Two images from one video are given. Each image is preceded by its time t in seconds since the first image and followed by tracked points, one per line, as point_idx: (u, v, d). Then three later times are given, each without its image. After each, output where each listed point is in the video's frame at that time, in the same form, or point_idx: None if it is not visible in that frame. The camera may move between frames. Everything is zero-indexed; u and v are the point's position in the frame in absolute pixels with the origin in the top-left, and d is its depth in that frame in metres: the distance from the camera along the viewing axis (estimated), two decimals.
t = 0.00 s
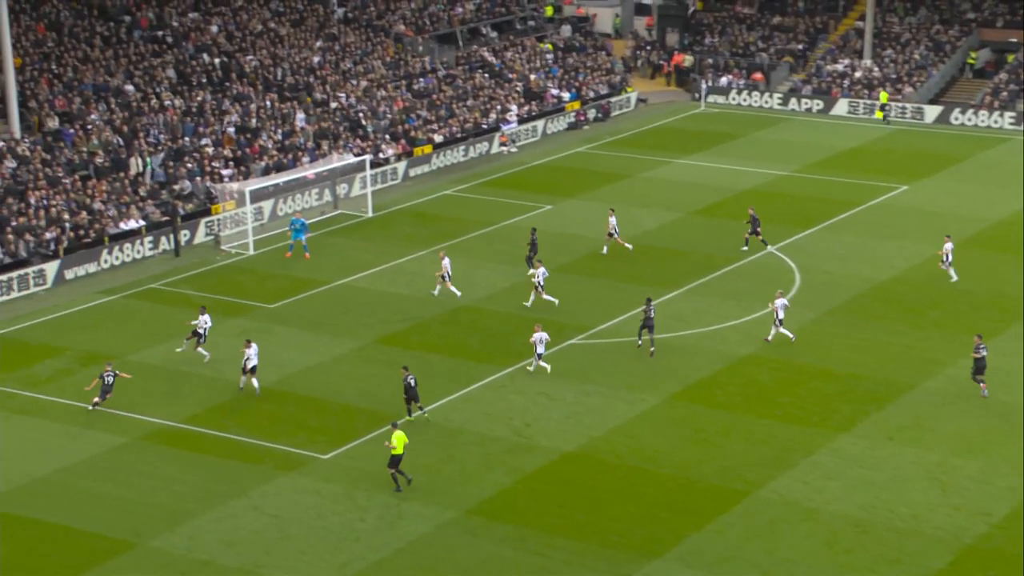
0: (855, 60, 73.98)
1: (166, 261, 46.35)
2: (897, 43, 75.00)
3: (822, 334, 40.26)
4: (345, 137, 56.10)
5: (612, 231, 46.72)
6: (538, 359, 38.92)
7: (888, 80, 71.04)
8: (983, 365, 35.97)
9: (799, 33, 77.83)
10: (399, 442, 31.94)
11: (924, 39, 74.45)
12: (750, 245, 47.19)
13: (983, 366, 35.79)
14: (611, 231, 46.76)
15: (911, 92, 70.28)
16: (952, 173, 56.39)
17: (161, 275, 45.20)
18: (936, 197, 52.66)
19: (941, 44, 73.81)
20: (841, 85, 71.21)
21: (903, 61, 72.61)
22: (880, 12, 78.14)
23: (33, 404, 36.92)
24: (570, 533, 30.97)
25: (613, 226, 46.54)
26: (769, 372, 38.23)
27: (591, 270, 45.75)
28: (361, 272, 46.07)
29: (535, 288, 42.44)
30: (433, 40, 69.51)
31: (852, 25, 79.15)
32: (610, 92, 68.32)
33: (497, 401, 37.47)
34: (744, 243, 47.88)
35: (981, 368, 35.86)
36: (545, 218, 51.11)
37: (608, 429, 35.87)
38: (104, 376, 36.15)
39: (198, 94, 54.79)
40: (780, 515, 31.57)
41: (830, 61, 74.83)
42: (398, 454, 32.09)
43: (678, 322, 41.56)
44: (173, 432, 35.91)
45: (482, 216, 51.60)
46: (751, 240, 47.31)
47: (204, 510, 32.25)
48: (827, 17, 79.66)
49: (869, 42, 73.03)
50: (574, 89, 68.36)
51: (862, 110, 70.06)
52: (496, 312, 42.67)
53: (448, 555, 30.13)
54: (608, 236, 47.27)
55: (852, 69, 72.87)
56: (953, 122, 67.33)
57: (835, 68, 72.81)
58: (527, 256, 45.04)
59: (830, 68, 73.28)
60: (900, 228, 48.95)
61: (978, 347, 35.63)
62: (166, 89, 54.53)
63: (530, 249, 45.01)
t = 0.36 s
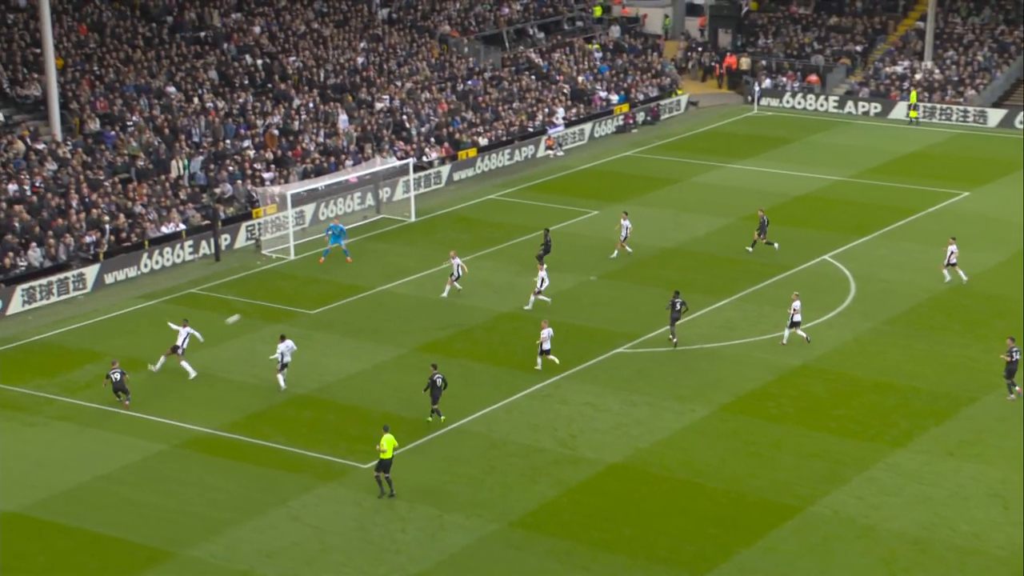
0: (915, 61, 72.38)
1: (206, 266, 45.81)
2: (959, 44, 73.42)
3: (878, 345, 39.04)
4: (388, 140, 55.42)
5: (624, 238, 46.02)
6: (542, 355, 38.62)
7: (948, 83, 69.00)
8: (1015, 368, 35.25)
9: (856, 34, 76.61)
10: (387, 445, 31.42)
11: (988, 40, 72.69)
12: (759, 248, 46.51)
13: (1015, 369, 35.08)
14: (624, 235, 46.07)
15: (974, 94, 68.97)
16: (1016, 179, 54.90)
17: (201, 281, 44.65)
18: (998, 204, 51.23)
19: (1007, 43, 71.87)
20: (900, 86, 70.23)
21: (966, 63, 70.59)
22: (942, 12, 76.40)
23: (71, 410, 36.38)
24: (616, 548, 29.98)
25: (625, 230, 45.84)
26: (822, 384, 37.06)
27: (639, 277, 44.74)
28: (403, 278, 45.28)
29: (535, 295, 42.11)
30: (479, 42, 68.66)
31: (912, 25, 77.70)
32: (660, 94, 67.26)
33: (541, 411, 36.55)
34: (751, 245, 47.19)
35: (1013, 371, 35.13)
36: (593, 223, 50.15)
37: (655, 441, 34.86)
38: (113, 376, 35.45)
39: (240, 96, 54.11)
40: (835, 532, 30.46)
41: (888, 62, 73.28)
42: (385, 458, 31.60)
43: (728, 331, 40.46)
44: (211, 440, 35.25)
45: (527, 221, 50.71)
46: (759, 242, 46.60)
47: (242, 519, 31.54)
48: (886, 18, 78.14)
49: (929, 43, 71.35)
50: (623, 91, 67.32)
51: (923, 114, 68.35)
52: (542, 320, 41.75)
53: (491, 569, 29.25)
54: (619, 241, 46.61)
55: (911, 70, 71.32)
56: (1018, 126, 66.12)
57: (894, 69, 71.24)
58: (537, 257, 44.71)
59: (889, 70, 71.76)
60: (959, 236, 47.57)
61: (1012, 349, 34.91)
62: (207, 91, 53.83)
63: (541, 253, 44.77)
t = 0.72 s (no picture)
0: (951, 64, 71.22)
1: (226, 270, 45.43)
2: (998, 46, 72.16)
3: (912, 353, 38.16)
4: (410, 143, 54.85)
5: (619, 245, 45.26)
6: (531, 350, 38.43)
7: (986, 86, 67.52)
8: None
9: (891, 35, 75.65)
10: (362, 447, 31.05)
11: None
12: (747, 249, 46.29)
13: None
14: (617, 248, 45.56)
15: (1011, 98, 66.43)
16: None
17: (220, 285, 44.16)
18: None
19: None
20: (934, 89, 68.60)
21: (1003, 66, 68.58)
22: (979, 13, 75.22)
23: (88, 417, 35.86)
24: (641, 560, 29.24)
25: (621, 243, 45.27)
26: (855, 393, 36.20)
27: (667, 283, 43.97)
28: (426, 283, 44.61)
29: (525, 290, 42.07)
30: (503, 44, 67.84)
31: (948, 27, 76.69)
32: (688, 97, 66.53)
33: (566, 419, 35.83)
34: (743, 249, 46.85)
35: None
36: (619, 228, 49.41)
37: (682, 451, 34.08)
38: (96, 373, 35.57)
39: (262, 98, 53.45)
40: (866, 545, 29.66)
41: (923, 65, 72.16)
42: (361, 461, 31.22)
43: (758, 339, 39.64)
44: (230, 447, 34.66)
45: (553, 226, 50.00)
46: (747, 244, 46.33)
47: (260, 528, 30.95)
48: (921, 19, 77.32)
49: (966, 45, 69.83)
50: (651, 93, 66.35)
51: (959, 116, 66.98)
52: (567, 326, 41.01)
53: None
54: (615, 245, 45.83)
55: (948, 73, 70.19)
56: None
57: (930, 72, 70.13)
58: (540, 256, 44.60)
59: (924, 73, 70.74)
60: (996, 242, 46.58)
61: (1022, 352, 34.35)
62: (229, 93, 53.14)
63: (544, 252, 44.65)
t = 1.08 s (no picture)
0: (959, 63, 70.25)
1: (215, 275, 44.57)
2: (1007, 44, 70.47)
3: (919, 360, 37.29)
4: (405, 145, 53.76)
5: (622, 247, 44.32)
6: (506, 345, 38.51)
7: (995, 85, 66.94)
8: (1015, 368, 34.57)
9: (897, 34, 73.96)
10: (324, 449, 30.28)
11: None
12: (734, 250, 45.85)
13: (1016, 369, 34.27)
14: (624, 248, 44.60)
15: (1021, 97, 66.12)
16: None
17: (210, 290, 43.25)
18: None
19: None
20: (942, 89, 68.29)
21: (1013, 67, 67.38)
22: (988, 10, 73.87)
23: (75, 426, 34.91)
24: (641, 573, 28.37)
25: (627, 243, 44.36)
26: (860, 401, 35.34)
27: (668, 288, 43.09)
28: (420, 288, 43.71)
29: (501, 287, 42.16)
30: (501, 42, 66.89)
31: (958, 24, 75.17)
32: (690, 98, 65.75)
33: (565, 428, 34.93)
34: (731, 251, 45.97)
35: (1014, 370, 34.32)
36: (619, 232, 48.52)
37: (684, 460, 33.20)
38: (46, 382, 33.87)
39: (253, 98, 52.45)
40: (873, 558, 28.80)
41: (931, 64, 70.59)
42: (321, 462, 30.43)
43: (761, 345, 38.75)
44: (220, 457, 33.72)
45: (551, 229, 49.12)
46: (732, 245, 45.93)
47: (249, 539, 30.03)
48: (929, 17, 74.95)
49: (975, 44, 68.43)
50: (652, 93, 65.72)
51: (966, 117, 66.21)
52: (566, 332, 40.13)
53: None
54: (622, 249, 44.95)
55: (956, 72, 69.29)
56: None
57: (937, 71, 69.37)
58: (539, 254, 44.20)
59: (931, 72, 69.78)
60: (1006, 246, 45.71)
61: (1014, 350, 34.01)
62: (219, 93, 52.13)
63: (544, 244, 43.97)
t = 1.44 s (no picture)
0: (950, 62, 69.08)
1: (186, 281, 43.46)
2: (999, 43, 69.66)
3: (909, 367, 36.50)
4: (382, 146, 52.70)
5: (636, 243, 43.29)
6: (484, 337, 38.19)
7: (986, 84, 66.01)
8: (997, 364, 34.37)
9: (887, 32, 73.41)
10: (276, 451, 29.82)
11: None
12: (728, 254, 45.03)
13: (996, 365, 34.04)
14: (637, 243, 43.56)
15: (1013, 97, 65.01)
16: None
17: (181, 297, 42.14)
18: None
19: None
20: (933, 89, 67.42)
21: (1005, 66, 66.66)
22: (979, 9, 72.89)
23: (40, 436, 33.77)
24: None
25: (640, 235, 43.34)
26: (849, 408, 34.51)
27: (652, 293, 42.21)
28: (398, 294, 42.71)
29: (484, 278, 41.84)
30: (480, 41, 65.78)
31: (947, 23, 74.65)
32: (675, 98, 64.97)
33: (547, 437, 33.98)
34: (725, 255, 45.15)
35: (994, 367, 34.08)
36: (602, 235, 47.63)
37: (669, 469, 32.30)
38: None
39: (224, 99, 51.33)
40: (863, 569, 27.97)
41: (921, 63, 69.78)
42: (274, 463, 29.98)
43: (747, 351, 37.89)
44: (191, 468, 32.64)
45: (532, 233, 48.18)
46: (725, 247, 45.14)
47: (220, 553, 28.98)
48: (918, 16, 74.77)
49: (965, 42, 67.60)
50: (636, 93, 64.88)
51: (958, 117, 65.49)
52: (549, 338, 39.19)
53: None
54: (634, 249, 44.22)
55: (947, 71, 68.17)
56: None
57: (927, 70, 68.26)
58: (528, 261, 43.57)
59: (921, 71, 68.76)
60: (998, 250, 44.95)
61: (993, 346, 33.83)
62: (190, 93, 50.99)
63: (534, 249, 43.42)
